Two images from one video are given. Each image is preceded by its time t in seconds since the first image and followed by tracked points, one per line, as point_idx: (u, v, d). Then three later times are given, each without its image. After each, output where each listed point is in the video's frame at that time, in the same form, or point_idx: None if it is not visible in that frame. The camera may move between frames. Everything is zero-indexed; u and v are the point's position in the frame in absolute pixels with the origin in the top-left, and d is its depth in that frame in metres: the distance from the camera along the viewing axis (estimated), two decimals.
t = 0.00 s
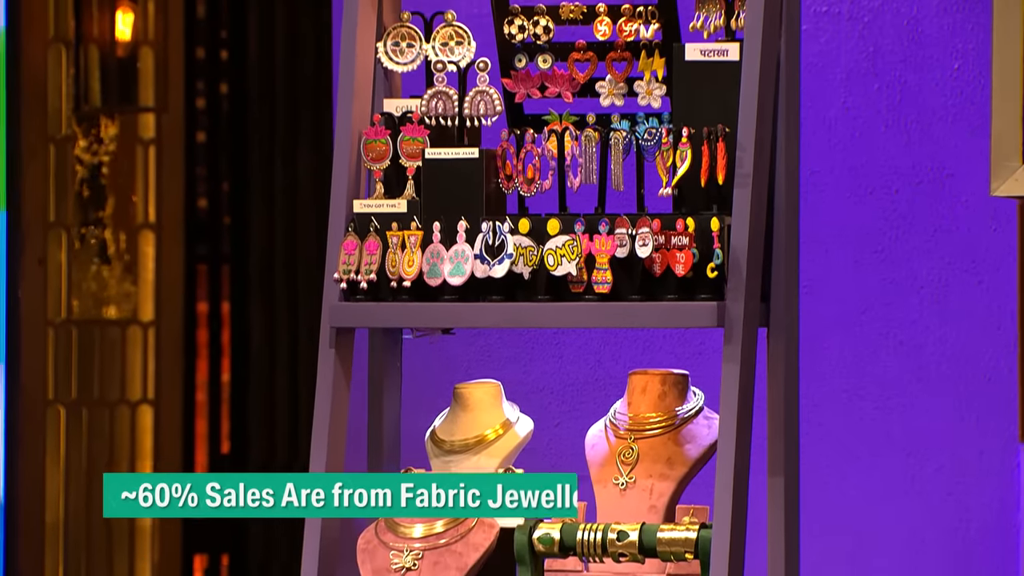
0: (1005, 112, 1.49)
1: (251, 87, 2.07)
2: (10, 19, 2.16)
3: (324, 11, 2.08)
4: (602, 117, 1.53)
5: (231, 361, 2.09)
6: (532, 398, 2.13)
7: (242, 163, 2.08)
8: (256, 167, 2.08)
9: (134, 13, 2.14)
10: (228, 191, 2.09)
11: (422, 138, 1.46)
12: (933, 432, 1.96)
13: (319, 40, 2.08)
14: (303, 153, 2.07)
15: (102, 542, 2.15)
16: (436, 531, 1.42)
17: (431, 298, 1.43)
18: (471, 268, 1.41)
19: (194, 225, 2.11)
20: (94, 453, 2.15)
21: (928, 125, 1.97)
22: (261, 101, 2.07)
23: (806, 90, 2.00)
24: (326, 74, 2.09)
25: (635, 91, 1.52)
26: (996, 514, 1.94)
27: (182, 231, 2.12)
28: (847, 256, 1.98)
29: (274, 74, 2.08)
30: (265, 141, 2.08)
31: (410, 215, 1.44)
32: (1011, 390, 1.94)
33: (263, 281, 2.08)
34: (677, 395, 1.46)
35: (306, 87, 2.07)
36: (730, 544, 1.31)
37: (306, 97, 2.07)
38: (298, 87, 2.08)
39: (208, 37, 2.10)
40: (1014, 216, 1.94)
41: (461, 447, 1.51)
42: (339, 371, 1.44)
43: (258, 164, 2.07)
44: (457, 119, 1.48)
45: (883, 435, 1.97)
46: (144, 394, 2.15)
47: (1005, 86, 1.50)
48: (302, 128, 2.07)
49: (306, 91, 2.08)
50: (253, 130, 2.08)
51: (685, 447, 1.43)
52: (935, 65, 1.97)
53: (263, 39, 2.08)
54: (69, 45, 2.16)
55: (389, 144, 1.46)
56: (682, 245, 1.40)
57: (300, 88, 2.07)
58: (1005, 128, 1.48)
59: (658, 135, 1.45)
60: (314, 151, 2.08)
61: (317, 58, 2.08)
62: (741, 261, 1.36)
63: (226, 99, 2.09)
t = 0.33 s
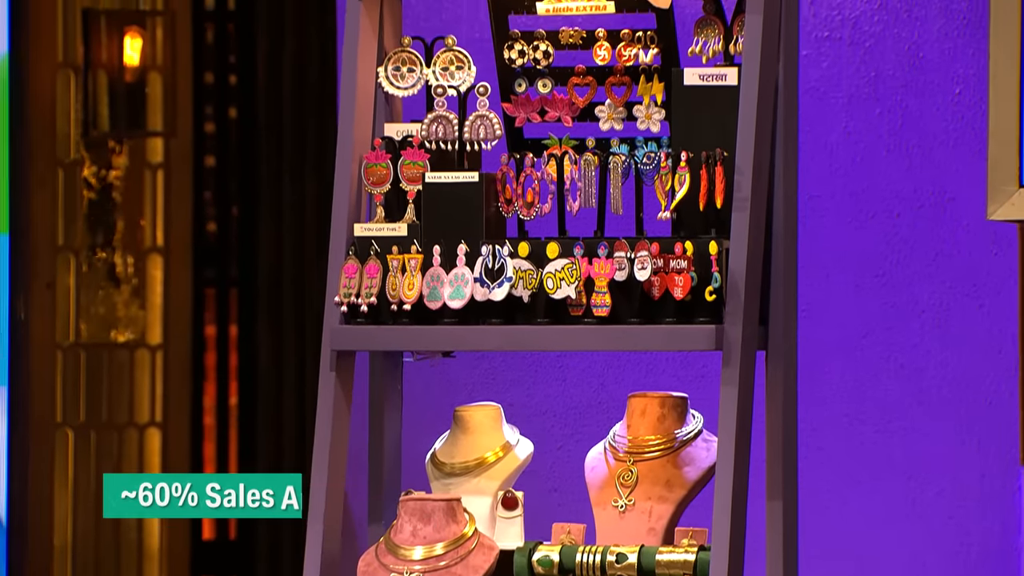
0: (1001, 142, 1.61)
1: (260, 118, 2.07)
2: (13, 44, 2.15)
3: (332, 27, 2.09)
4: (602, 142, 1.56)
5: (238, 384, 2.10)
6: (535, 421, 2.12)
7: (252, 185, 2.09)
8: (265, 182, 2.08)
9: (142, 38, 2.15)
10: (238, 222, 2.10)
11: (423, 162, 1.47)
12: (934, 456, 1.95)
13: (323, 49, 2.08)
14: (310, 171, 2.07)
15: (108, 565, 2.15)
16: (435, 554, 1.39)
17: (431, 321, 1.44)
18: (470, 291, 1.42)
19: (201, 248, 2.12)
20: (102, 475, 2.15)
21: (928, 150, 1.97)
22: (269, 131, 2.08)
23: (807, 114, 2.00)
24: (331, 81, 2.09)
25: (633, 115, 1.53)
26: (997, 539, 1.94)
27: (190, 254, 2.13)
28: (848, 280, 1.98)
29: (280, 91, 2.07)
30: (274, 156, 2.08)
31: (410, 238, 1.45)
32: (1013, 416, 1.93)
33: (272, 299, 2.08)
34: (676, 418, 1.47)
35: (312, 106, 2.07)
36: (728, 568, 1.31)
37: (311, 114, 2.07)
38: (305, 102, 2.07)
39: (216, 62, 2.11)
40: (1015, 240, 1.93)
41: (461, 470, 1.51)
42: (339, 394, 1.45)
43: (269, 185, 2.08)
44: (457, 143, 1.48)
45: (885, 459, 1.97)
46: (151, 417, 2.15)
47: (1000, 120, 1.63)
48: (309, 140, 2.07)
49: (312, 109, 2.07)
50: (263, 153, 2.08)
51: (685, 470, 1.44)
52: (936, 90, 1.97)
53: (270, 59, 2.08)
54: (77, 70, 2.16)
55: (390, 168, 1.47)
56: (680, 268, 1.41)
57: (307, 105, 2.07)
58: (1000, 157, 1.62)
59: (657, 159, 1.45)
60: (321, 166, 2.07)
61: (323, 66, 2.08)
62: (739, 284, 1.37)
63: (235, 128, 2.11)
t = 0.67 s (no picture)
0: (998, 163, 1.65)
1: (268, 136, 2.08)
2: (17, 66, 2.09)
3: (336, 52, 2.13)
4: (601, 162, 1.59)
5: (246, 407, 2.10)
6: (538, 440, 2.12)
7: (255, 217, 2.09)
8: (271, 202, 2.09)
9: (151, 60, 2.12)
10: (243, 226, 2.09)
11: (423, 184, 1.47)
12: (936, 475, 1.96)
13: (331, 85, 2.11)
14: (319, 199, 2.10)
15: None
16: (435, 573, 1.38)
17: (431, 341, 1.45)
18: (470, 311, 1.42)
19: (208, 267, 2.10)
20: (110, 495, 2.11)
21: (930, 171, 1.97)
22: (276, 150, 2.08)
23: (808, 136, 2.01)
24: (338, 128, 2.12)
25: (632, 136, 1.55)
26: (999, 557, 1.94)
27: (198, 274, 2.11)
28: (850, 300, 1.99)
29: (288, 110, 2.09)
30: (280, 176, 2.09)
31: (411, 259, 1.46)
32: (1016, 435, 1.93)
33: (279, 332, 2.09)
34: (675, 437, 1.48)
35: (321, 138, 2.09)
36: None
37: (321, 135, 2.09)
38: (313, 144, 2.09)
39: (224, 82, 2.10)
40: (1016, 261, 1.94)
41: (461, 488, 1.52)
42: (341, 414, 1.46)
43: (273, 215, 2.09)
44: (457, 165, 1.50)
45: (886, 477, 1.97)
46: (160, 436, 2.11)
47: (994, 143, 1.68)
48: (318, 162, 2.09)
49: (320, 137, 2.10)
50: (269, 176, 2.09)
51: (684, 489, 1.45)
52: (938, 112, 1.98)
53: (277, 81, 2.09)
54: (86, 92, 2.11)
55: (390, 189, 1.48)
56: (679, 289, 1.41)
57: (314, 130, 2.09)
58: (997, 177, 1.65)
59: (656, 180, 1.47)
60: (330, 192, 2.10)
61: (332, 115, 2.11)
62: (737, 304, 1.38)
63: (242, 127, 2.09)
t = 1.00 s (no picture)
0: (995, 177, 1.60)
1: (276, 160, 2.03)
2: (22, 87, 2.11)
3: (344, 66, 2.04)
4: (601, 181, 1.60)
5: (254, 426, 2.06)
6: (543, 457, 2.12)
7: (265, 242, 2.05)
8: (280, 228, 2.04)
9: (161, 79, 2.12)
10: (252, 245, 2.07)
11: (424, 202, 1.48)
12: (938, 491, 1.96)
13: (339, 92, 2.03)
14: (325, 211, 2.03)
15: None
16: None
17: (432, 357, 1.46)
18: (471, 328, 1.43)
19: (217, 288, 2.08)
20: (119, 511, 2.11)
21: (932, 189, 1.98)
22: (284, 177, 2.03)
23: (810, 155, 2.01)
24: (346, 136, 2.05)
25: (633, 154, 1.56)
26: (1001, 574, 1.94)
27: (207, 294, 2.10)
28: (853, 318, 1.99)
29: (294, 135, 2.04)
30: (289, 200, 2.04)
31: (412, 276, 1.47)
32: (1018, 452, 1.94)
33: (287, 357, 2.03)
34: (675, 454, 1.49)
35: (326, 145, 2.03)
36: None
37: (327, 150, 2.03)
38: (319, 145, 2.03)
39: (233, 100, 2.07)
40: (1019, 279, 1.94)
41: (462, 505, 1.53)
42: (342, 430, 1.47)
43: (282, 240, 2.04)
44: (458, 183, 1.51)
45: (888, 493, 1.97)
46: (169, 453, 2.11)
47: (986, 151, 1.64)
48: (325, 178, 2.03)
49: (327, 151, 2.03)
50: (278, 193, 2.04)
51: (684, 505, 1.46)
52: (940, 131, 1.98)
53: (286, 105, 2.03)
54: (96, 111, 2.13)
55: (392, 208, 1.49)
56: (678, 306, 1.42)
57: (322, 152, 2.03)
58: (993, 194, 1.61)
59: (655, 199, 1.47)
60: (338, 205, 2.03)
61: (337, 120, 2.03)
62: (736, 322, 1.39)
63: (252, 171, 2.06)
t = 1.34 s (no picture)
0: (991, 201, 1.54)
1: (286, 173, 2.01)
2: (26, 108, 2.02)
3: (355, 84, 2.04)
4: (601, 203, 1.60)
5: (263, 444, 2.03)
6: (548, 476, 2.13)
7: (275, 255, 2.03)
8: (291, 238, 2.02)
9: (170, 101, 2.06)
10: (262, 266, 2.03)
11: (426, 223, 1.50)
12: (941, 511, 1.97)
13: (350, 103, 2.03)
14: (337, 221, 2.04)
15: None
16: None
17: (433, 377, 1.47)
18: (472, 348, 1.44)
19: (226, 309, 2.03)
20: (130, 529, 2.06)
21: (934, 211, 1.99)
22: (295, 191, 2.02)
23: (814, 176, 2.01)
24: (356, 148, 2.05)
25: (632, 175, 1.57)
26: None
27: (216, 313, 2.05)
28: (856, 338, 1.99)
29: (308, 170, 2.02)
30: (300, 208, 2.02)
31: (414, 296, 1.47)
32: (1018, 472, 1.95)
33: (297, 371, 2.03)
34: (675, 473, 1.51)
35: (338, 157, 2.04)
36: None
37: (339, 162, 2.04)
38: (330, 160, 2.03)
39: (243, 122, 2.03)
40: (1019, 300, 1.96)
41: (464, 524, 1.54)
42: (343, 451, 1.48)
43: (293, 250, 2.02)
44: (459, 204, 1.52)
45: (891, 513, 1.97)
46: (179, 471, 2.07)
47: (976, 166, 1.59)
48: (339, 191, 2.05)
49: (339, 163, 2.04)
50: (288, 218, 2.02)
51: (684, 524, 1.48)
52: (941, 152, 1.99)
53: (298, 116, 2.01)
54: (106, 132, 2.06)
55: (393, 228, 1.50)
56: (677, 325, 1.44)
57: (335, 187, 2.04)
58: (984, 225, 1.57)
59: (655, 220, 1.48)
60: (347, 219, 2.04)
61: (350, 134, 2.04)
62: (735, 342, 1.40)
63: (260, 198, 2.03)
